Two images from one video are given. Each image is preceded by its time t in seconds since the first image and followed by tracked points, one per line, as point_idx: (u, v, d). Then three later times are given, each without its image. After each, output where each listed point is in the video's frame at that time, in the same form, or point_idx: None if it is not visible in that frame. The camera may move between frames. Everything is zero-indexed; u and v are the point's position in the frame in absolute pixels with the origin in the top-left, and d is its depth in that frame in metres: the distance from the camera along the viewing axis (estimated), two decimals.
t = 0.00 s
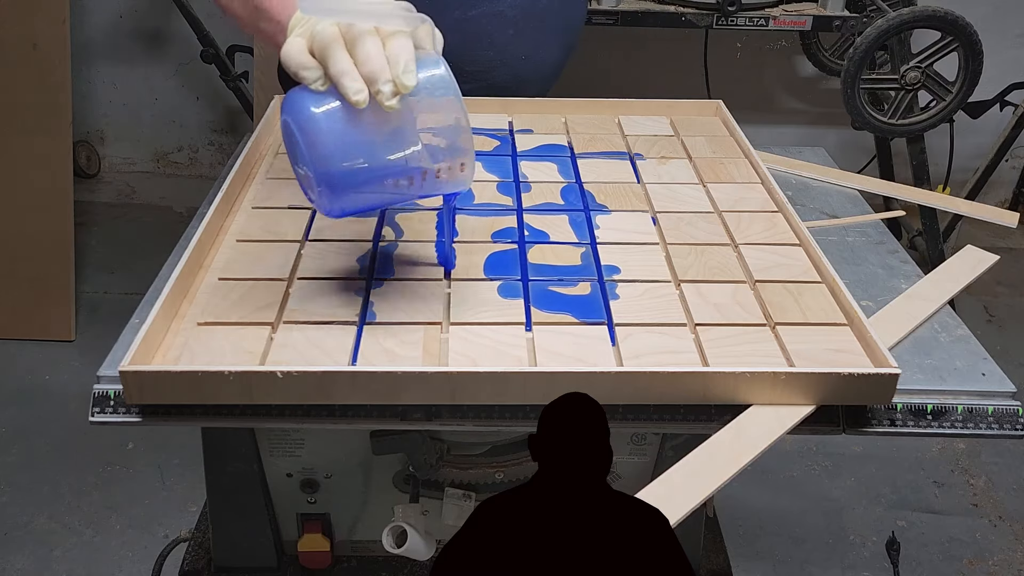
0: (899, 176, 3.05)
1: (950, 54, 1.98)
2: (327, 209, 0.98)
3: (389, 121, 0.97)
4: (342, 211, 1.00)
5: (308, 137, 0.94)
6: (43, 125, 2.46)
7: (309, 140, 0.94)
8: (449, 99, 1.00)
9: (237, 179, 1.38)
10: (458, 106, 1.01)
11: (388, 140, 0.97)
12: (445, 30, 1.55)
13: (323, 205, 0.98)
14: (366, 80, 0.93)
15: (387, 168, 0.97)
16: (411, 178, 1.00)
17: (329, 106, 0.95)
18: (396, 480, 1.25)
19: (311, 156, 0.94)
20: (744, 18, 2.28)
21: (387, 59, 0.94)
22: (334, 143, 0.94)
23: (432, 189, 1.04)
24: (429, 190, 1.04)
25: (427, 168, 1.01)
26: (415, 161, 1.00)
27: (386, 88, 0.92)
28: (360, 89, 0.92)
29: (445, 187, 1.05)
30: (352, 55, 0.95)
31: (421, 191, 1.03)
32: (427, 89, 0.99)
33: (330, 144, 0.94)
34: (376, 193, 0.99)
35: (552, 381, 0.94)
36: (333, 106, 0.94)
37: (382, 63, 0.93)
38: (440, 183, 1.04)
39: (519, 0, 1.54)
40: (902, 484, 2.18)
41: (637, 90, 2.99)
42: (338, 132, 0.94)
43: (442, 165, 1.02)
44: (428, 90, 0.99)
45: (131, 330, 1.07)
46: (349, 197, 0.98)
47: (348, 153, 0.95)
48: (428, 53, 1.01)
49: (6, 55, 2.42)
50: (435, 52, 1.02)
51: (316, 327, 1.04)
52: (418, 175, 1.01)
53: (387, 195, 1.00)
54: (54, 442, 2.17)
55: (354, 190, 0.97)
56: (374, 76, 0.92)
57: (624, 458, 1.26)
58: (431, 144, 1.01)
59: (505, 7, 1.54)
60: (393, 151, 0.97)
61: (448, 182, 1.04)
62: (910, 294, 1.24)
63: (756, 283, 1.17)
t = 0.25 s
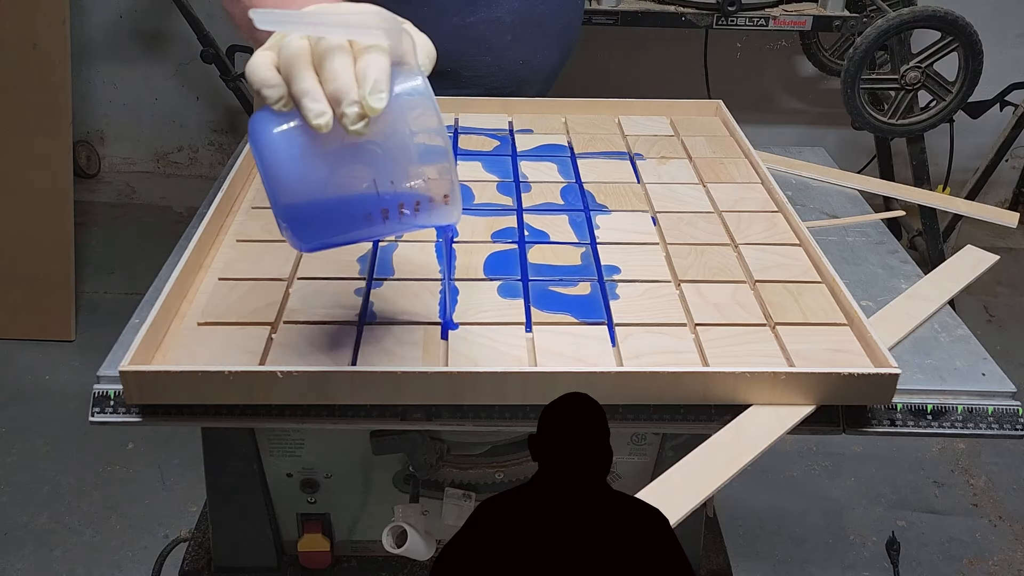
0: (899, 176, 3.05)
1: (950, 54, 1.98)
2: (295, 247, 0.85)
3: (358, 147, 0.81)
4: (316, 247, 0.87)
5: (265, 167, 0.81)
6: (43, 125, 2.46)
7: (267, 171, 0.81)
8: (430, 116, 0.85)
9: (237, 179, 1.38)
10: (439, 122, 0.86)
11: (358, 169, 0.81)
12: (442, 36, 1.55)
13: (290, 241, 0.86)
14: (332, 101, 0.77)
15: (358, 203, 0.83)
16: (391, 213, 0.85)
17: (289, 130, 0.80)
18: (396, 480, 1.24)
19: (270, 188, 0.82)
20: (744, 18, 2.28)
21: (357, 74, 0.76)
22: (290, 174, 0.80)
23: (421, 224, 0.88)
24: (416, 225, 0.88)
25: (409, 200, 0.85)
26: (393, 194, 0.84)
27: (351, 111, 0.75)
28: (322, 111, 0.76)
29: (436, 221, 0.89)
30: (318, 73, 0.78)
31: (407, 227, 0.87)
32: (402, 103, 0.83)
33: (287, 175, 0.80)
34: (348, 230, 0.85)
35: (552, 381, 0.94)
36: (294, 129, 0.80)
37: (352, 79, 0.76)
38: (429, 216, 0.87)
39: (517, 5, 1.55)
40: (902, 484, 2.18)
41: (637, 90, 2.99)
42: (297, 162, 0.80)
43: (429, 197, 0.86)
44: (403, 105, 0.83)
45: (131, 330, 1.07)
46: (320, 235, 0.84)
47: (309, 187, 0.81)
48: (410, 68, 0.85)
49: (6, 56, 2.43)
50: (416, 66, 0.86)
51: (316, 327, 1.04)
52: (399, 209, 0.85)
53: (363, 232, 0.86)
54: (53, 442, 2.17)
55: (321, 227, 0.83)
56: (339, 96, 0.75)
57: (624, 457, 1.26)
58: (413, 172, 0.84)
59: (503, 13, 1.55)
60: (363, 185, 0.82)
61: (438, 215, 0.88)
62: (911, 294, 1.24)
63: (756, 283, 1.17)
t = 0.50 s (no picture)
0: (899, 176, 3.05)
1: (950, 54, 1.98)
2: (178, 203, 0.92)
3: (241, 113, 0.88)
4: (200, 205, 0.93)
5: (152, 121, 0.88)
6: (43, 125, 2.46)
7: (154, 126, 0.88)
8: (314, 97, 0.91)
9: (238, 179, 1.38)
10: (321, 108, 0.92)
11: (232, 134, 0.89)
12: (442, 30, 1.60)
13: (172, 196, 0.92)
14: (218, 75, 0.86)
15: (233, 164, 0.90)
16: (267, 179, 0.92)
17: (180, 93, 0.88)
18: (396, 480, 1.24)
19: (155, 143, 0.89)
20: (744, 18, 2.28)
21: (244, 55, 0.86)
22: (172, 130, 0.88)
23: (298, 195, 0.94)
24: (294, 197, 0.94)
25: (284, 169, 0.92)
26: (268, 160, 0.91)
27: (234, 88, 0.85)
28: (208, 83, 0.85)
29: (312, 197, 0.95)
30: (211, 48, 0.88)
31: (282, 197, 0.93)
32: (295, 88, 0.90)
33: (171, 130, 0.88)
34: (227, 189, 0.91)
35: (552, 381, 0.94)
36: (182, 91, 0.88)
37: (238, 59, 0.86)
38: (304, 190, 0.94)
39: None
40: (902, 484, 2.18)
41: (637, 90, 2.99)
42: (178, 123, 0.88)
43: (304, 170, 0.92)
44: (296, 87, 0.90)
45: (131, 330, 1.07)
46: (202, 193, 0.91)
47: (188, 143, 0.88)
48: (301, 53, 0.93)
49: (6, 56, 2.43)
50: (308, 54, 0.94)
51: (317, 327, 1.04)
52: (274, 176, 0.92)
53: (240, 195, 0.92)
54: (53, 443, 2.17)
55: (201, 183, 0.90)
56: (225, 72, 0.85)
57: (624, 457, 1.26)
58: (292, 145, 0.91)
59: (506, 7, 1.63)
60: (240, 147, 0.89)
61: (315, 190, 0.94)
62: (910, 294, 1.24)
63: (756, 283, 1.17)
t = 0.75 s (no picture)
0: (899, 176, 3.05)
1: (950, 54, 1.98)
2: (238, 207, 0.90)
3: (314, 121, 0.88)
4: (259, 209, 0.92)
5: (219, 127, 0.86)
6: (43, 125, 2.46)
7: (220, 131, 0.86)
8: (381, 108, 0.91)
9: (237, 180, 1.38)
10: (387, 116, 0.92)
11: (300, 145, 0.88)
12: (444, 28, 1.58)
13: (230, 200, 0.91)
14: (288, 83, 0.84)
15: (306, 173, 0.89)
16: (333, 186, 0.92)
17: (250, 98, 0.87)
18: (396, 480, 1.24)
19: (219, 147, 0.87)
20: (744, 18, 2.28)
21: (313, 64, 0.84)
22: (245, 137, 0.86)
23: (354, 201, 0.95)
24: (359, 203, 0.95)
25: (352, 178, 0.92)
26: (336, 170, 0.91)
27: (306, 97, 0.83)
28: (280, 91, 0.83)
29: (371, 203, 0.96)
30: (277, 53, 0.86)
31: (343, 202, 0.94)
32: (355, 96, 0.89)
33: (243, 137, 0.86)
34: (292, 196, 0.91)
35: (553, 381, 0.94)
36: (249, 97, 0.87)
37: (309, 67, 0.83)
38: (364, 197, 0.95)
39: None
40: (902, 484, 2.18)
41: (637, 90, 2.99)
42: (246, 132, 0.86)
43: (368, 179, 0.93)
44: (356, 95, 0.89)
45: (131, 331, 1.07)
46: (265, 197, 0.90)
47: (258, 151, 0.87)
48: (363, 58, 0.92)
49: (7, 56, 2.43)
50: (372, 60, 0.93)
51: (316, 327, 1.04)
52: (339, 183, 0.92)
53: (306, 201, 0.92)
54: (54, 443, 2.17)
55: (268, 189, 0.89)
56: (296, 81, 0.83)
57: (624, 457, 1.26)
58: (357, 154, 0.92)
59: (511, 5, 1.62)
60: (310, 156, 0.89)
61: (375, 196, 0.95)
62: (910, 294, 1.24)
63: (756, 283, 1.17)
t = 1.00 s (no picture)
0: (899, 176, 3.05)
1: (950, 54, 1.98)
2: (424, 194, 0.95)
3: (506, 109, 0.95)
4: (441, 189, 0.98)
5: (407, 124, 0.91)
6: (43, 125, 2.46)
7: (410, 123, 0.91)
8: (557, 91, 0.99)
9: (238, 179, 1.38)
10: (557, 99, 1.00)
11: (482, 129, 0.93)
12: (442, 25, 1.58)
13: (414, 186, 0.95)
14: (469, 67, 0.91)
15: (487, 155, 0.94)
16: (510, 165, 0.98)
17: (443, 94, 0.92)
18: (396, 480, 1.24)
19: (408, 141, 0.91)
20: (744, 18, 2.28)
21: (489, 48, 0.92)
22: (437, 129, 0.91)
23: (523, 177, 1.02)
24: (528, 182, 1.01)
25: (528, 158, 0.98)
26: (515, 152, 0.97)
27: (491, 78, 0.91)
28: (464, 76, 0.90)
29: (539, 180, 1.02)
30: (454, 40, 0.94)
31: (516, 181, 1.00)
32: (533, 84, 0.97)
33: (438, 130, 0.91)
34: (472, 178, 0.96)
35: (552, 381, 0.94)
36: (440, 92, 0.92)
37: (487, 50, 0.91)
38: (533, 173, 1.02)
39: None
40: (902, 484, 2.18)
41: (637, 90, 2.99)
42: (437, 120, 0.91)
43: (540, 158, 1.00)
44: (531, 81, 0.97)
45: (131, 330, 1.07)
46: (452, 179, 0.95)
47: (447, 138, 0.91)
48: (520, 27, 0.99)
49: (7, 56, 2.43)
50: (531, 41, 1.02)
51: (316, 327, 1.04)
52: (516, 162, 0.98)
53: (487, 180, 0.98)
54: (54, 443, 2.18)
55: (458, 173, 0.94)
56: (478, 65, 0.91)
57: (624, 457, 1.26)
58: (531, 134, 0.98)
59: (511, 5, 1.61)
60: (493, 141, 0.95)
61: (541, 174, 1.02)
62: (910, 294, 1.24)
63: (755, 283, 1.17)
